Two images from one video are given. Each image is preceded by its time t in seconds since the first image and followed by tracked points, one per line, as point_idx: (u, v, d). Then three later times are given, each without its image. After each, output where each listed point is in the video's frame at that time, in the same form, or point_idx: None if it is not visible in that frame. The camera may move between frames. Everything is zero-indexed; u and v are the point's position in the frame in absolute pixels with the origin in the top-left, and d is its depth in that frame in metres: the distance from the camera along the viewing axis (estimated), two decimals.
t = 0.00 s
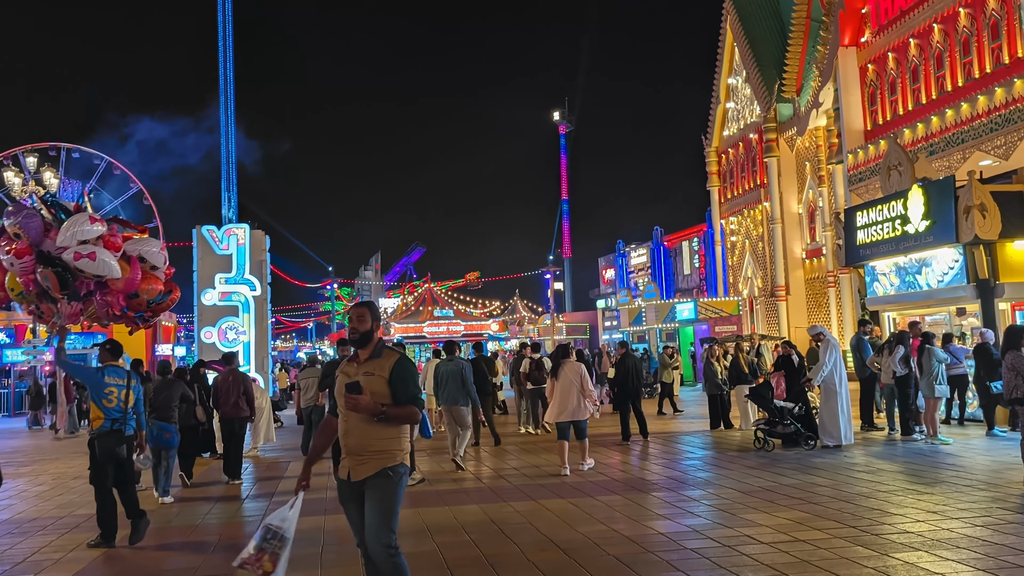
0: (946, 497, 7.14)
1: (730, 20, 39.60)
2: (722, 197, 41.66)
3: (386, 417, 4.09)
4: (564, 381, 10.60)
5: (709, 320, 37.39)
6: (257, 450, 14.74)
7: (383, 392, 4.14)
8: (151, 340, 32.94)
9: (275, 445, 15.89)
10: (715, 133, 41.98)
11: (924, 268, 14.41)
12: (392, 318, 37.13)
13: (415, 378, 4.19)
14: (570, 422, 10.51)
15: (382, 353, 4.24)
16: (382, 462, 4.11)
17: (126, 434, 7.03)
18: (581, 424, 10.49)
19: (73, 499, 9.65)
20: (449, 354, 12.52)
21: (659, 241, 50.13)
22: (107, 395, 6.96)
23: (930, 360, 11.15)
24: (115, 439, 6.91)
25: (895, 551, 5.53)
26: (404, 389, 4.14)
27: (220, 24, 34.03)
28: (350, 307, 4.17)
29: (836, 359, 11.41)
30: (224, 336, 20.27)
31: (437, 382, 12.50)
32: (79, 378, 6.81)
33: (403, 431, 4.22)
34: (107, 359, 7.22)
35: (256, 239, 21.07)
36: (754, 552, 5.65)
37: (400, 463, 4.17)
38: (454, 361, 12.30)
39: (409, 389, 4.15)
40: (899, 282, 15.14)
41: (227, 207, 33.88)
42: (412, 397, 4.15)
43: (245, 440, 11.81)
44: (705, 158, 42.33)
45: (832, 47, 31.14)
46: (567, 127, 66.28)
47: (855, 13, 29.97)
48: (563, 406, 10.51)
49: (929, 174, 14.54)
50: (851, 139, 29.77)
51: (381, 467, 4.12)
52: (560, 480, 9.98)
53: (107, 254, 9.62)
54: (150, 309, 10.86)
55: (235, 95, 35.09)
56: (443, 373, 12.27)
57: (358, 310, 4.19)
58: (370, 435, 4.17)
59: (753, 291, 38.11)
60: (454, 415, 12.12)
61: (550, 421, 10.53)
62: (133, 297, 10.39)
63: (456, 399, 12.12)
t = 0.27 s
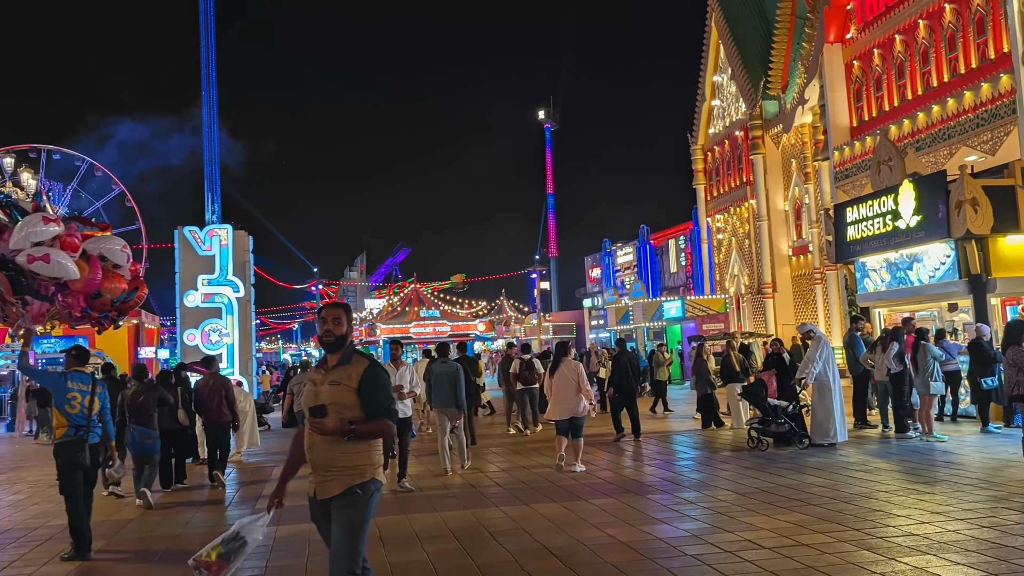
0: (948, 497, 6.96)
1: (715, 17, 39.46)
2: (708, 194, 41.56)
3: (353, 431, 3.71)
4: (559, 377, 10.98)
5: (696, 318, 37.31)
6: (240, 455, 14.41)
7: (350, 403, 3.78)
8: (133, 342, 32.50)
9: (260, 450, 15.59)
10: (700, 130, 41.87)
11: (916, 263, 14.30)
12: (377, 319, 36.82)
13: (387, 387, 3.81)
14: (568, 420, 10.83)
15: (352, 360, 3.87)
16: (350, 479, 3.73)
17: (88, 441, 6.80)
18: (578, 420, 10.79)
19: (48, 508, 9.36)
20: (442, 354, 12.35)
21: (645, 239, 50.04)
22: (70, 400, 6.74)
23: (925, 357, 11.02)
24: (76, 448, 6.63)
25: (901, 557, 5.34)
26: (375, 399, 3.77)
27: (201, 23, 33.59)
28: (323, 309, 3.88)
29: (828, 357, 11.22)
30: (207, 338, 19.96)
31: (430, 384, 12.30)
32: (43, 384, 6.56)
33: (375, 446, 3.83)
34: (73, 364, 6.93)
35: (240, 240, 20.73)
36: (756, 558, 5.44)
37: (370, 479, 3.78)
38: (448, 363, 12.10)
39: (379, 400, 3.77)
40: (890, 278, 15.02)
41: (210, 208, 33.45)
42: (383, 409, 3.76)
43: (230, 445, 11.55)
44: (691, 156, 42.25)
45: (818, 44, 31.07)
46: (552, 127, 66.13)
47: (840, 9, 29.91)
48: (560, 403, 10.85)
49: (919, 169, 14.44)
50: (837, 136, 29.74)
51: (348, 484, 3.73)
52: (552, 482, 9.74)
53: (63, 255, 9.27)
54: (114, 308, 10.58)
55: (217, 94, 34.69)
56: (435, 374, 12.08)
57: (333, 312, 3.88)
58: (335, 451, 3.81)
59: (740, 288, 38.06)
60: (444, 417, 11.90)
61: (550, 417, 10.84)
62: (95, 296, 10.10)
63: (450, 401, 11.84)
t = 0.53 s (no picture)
0: (953, 496, 6.75)
1: (705, 14, 39.24)
2: (698, 191, 41.39)
3: (305, 439, 3.25)
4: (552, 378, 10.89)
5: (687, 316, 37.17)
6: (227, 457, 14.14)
7: (307, 405, 3.33)
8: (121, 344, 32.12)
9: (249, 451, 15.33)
10: (690, 128, 41.67)
11: (911, 258, 14.15)
12: (367, 319, 36.51)
13: (350, 388, 3.35)
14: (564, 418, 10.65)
15: (312, 357, 3.43)
16: (304, 489, 3.27)
17: (54, 447, 6.54)
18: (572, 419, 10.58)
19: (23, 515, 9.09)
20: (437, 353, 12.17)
21: (635, 237, 49.88)
22: (34, 405, 6.52)
23: (922, 353, 10.82)
24: (39, 455, 6.37)
25: (911, 560, 5.11)
26: (337, 402, 3.31)
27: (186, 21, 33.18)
28: (287, 300, 3.53)
29: (822, 353, 10.96)
30: (194, 339, 19.67)
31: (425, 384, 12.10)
32: (10, 388, 6.29)
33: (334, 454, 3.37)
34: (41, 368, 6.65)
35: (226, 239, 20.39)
36: (760, 563, 5.20)
37: (326, 488, 3.32)
38: (445, 362, 11.86)
39: (340, 403, 3.31)
40: (885, 274, 14.87)
41: (196, 207, 33.06)
42: (344, 413, 3.31)
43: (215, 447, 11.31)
44: (681, 153, 42.07)
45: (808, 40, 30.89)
46: (542, 125, 65.88)
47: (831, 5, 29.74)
48: (556, 401, 10.70)
49: (913, 163, 14.28)
50: (828, 132, 29.61)
51: (303, 495, 3.28)
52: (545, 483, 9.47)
53: (16, 250, 10.39)
54: (78, 298, 11.76)
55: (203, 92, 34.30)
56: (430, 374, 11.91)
57: (298, 304, 3.52)
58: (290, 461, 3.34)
59: (731, 286, 37.93)
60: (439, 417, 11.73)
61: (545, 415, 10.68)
62: (57, 288, 11.26)
63: (445, 400, 11.72)
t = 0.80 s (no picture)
0: (926, 508, 6.57)
1: (670, 20, 39.27)
2: (662, 198, 41.39)
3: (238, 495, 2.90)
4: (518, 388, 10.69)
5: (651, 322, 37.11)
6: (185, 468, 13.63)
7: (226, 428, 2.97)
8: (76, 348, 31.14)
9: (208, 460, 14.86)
10: (655, 134, 41.67)
11: (877, 265, 14.09)
12: (329, 323, 35.91)
13: (274, 405, 3.00)
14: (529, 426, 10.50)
15: (230, 370, 3.06)
16: (219, 525, 2.93)
17: None
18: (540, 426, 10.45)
19: None
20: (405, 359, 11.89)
21: (600, 242, 49.82)
22: None
23: (890, 360, 10.66)
24: None
25: None
26: (260, 423, 2.97)
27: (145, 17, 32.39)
28: (206, 306, 3.16)
29: (787, 361, 10.75)
30: (149, 343, 19.07)
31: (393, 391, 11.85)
32: None
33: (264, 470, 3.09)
34: None
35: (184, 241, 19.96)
36: None
37: (246, 521, 2.99)
38: (411, 367, 11.60)
39: (263, 421, 2.96)
40: (851, 280, 14.80)
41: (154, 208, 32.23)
42: (274, 431, 2.96)
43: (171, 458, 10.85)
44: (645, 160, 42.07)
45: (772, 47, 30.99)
46: (507, 130, 65.69)
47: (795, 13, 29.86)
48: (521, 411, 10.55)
49: (879, 169, 14.23)
50: (791, 139, 29.72)
51: (220, 530, 2.94)
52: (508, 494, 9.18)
53: None
54: (9, 297, 11.23)
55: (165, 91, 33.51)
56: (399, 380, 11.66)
57: (216, 310, 3.16)
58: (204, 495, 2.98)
59: (694, 292, 37.93)
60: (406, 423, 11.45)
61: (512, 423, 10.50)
62: None
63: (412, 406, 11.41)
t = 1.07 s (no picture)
0: (855, 522, 6.51)
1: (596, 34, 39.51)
2: (588, 210, 41.59)
3: (132, 539, 2.62)
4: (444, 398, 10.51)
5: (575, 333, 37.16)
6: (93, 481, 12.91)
7: (91, 440, 2.68)
8: None
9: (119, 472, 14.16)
10: (581, 147, 41.83)
11: (799, 279, 14.27)
12: (248, 332, 34.87)
13: (142, 406, 2.74)
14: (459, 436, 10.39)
15: (87, 375, 2.74)
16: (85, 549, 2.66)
17: None
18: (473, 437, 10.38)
19: None
20: (328, 369, 11.56)
21: (526, 253, 49.83)
22: None
23: (813, 372, 10.73)
24: None
25: None
26: (130, 433, 2.70)
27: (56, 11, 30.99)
28: (59, 300, 2.83)
29: (713, 372, 10.70)
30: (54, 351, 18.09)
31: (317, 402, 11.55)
32: None
33: (133, 479, 2.81)
34: None
35: (98, 245, 21.97)
36: None
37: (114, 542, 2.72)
38: (334, 377, 11.33)
39: (134, 426, 2.69)
40: (773, 293, 14.97)
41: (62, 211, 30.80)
42: (156, 436, 2.71)
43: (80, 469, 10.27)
44: (571, 172, 42.23)
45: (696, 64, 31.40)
46: (434, 139, 65.27)
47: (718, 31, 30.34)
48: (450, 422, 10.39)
49: (802, 184, 14.43)
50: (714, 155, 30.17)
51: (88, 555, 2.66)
52: (432, 508, 8.89)
53: None
54: None
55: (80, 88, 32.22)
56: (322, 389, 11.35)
57: (71, 305, 2.85)
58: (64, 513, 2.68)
59: (618, 303, 38.17)
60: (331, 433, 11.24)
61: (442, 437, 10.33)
62: None
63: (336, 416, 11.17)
